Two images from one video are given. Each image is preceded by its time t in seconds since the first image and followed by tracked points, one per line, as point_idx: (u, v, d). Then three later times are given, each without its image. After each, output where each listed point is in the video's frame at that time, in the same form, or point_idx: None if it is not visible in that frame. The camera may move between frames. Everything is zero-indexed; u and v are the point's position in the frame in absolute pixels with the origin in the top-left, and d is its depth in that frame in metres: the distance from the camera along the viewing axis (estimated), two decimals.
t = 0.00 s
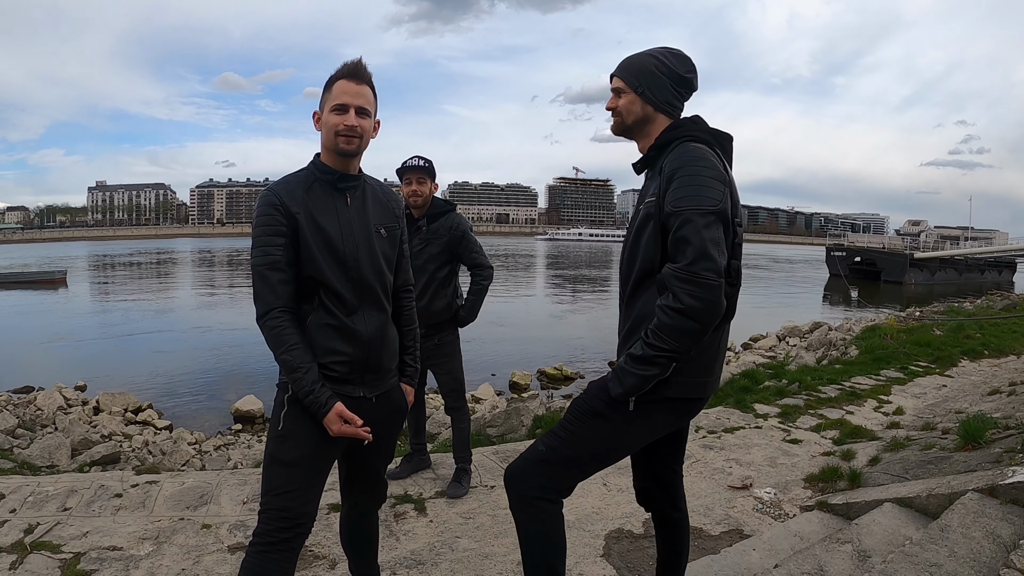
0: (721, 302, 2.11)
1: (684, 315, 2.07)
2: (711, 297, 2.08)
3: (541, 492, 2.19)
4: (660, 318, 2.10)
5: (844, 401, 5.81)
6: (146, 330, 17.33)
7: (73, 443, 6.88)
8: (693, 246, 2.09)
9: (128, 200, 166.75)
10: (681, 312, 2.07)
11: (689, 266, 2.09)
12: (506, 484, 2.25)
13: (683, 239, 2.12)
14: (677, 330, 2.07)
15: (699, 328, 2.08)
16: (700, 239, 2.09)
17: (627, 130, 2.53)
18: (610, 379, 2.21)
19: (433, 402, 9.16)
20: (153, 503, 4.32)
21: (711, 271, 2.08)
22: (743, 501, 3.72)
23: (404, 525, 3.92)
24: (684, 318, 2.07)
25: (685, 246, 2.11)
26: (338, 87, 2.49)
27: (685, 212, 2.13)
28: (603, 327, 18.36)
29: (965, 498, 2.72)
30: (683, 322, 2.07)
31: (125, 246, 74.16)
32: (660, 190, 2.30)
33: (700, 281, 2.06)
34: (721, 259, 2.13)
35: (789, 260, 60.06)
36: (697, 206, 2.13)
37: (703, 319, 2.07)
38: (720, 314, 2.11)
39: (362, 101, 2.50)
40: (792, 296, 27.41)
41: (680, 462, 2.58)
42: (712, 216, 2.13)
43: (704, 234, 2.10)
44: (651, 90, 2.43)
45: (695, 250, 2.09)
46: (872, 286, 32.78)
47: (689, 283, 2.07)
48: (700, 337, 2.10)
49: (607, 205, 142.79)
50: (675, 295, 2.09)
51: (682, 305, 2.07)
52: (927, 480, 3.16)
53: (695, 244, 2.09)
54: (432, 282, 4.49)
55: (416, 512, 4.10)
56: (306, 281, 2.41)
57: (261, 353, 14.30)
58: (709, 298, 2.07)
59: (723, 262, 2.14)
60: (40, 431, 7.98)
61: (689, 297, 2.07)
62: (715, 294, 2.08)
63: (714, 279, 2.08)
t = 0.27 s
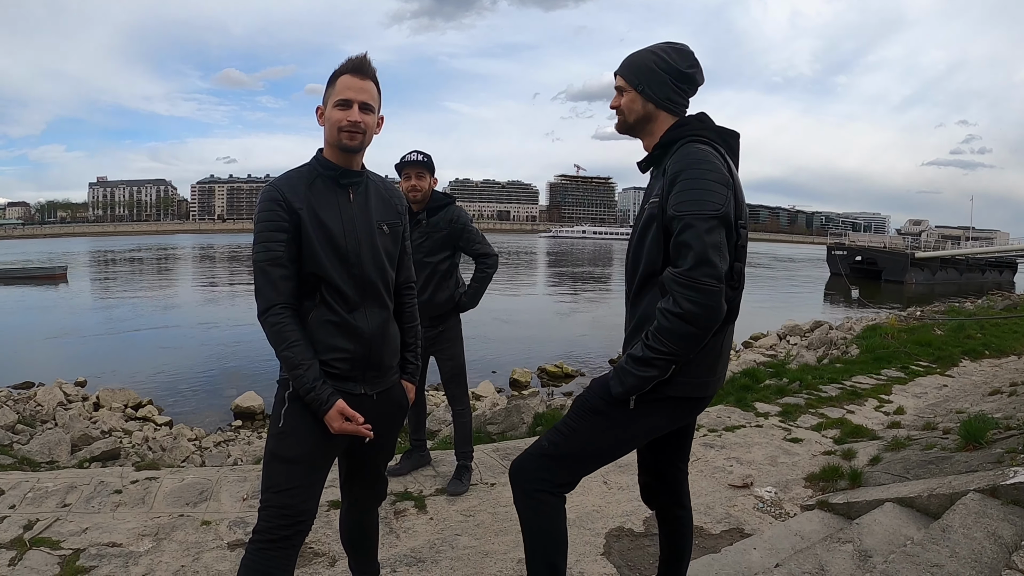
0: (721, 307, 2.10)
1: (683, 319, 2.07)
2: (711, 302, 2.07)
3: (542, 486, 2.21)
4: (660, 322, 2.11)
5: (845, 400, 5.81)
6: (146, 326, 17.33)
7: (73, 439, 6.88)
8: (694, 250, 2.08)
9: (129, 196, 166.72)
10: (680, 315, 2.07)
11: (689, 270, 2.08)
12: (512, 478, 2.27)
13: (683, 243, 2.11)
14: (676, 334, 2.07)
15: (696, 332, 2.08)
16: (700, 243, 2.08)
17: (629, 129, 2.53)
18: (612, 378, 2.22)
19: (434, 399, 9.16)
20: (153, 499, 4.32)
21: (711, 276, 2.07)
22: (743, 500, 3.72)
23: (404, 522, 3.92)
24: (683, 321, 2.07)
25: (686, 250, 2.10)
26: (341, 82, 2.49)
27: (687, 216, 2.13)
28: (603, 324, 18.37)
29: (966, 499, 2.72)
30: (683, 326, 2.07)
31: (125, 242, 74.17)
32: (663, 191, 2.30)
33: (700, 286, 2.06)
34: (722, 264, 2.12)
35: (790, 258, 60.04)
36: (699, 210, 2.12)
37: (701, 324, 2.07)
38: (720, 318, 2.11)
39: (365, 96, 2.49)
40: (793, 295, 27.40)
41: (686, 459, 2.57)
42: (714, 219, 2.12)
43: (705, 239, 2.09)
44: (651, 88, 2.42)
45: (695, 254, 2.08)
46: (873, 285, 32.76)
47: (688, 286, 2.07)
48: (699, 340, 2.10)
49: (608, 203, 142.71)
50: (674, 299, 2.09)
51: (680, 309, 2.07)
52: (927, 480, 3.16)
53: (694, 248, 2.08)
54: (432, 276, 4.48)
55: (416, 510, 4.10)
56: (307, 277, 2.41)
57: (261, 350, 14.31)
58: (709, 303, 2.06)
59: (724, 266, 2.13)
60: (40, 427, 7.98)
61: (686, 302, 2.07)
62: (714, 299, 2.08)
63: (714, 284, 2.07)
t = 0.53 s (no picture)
0: (740, 304, 2.11)
1: (705, 316, 2.07)
2: (732, 298, 2.08)
3: (563, 488, 2.18)
4: (680, 318, 2.10)
5: (846, 399, 5.80)
6: (147, 323, 17.34)
7: (74, 435, 6.89)
8: (717, 249, 2.09)
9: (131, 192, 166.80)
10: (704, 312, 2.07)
11: (713, 267, 2.08)
12: (525, 480, 2.23)
13: (705, 241, 2.11)
14: (699, 330, 2.07)
15: (718, 328, 2.08)
16: (722, 241, 2.09)
17: (640, 128, 2.51)
18: (628, 376, 2.20)
19: (434, 396, 9.16)
20: (153, 495, 4.32)
21: (734, 273, 2.09)
22: (744, 499, 3.72)
23: (404, 519, 3.92)
24: (705, 318, 2.07)
25: (708, 247, 2.10)
26: (345, 78, 2.47)
27: (708, 214, 2.12)
28: (604, 322, 18.36)
29: (967, 499, 2.71)
30: (705, 322, 2.07)
31: (126, 238, 74.23)
32: (677, 188, 2.29)
33: (724, 283, 2.07)
34: (741, 261, 2.14)
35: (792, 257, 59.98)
36: (719, 208, 2.13)
37: (724, 320, 2.08)
38: (739, 316, 2.12)
39: (369, 92, 2.48)
40: (794, 294, 27.37)
41: (686, 458, 2.57)
42: (732, 218, 2.13)
43: (727, 237, 2.10)
44: (660, 87, 2.41)
45: (718, 252, 2.09)
46: (874, 285, 32.70)
47: (712, 283, 2.07)
48: (719, 337, 2.10)
49: (609, 201, 142.61)
50: (696, 295, 2.09)
51: (705, 305, 2.07)
52: (928, 480, 3.15)
53: (718, 246, 2.09)
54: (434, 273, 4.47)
55: (416, 507, 4.09)
56: (309, 274, 2.40)
57: (262, 346, 14.31)
58: (731, 299, 2.08)
59: (743, 263, 2.15)
60: (40, 423, 7.99)
61: (714, 298, 2.07)
62: (735, 296, 2.09)
63: (736, 280, 2.09)
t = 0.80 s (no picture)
0: (751, 300, 2.14)
1: (719, 312, 2.09)
2: (744, 293, 2.11)
3: (576, 490, 2.16)
4: (693, 315, 2.11)
5: (846, 399, 5.80)
6: (149, 322, 17.36)
7: (75, 433, 6.90)
8: (728, 246, 2.10)
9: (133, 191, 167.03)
10: (717, 308, 2.08)
11: (726, 264, 2.10)
12: (538, 483, 2.20)
13: (717, 238, 2.12)
14: (713, 326, 2.08)
15: (731, 323, 2.10)
16: (736, 238, 2.11)
17: (645, 127, 2.50)
18: (640, 375, 2.20)
19: (435, 396, 9.17)
20: (154, 493, 4.33)
21: (746, 269, 2.11)
22: (743, 499, 3.72)
23: (403, 518, 3.92)
24: (719, 313, 2.09)
25: (720, 245, 2.12)
26: (347, 78, 2.47)
27: (719, 212, 2.13)
28: (605, 322, 18.36)
29: (966, 500, 2.71)
30: (718, 318, 2.08)
31: (128, 236, 74.33)
32: (684, 187, 2.29)
33: (736, 279, 2.09)
34: (751, 257, 2.16)
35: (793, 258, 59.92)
36: (730, 206, 2.14)
37: (738, 316, 2.10)
38: (750, 311, 2.14)
39: (370, 92, 2.48)
40: (795, 294, 27.35)
41: (681, 456, 2.58)
42: (743, 215, 2.16)
43: (739, 234, 2.12)
44: (669, 88, 2.41)
45: (731, 249, 2.10)
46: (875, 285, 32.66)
47: (724, 279, 2.09)
48: (731, 333, 2.12)
49: (610, 201, 142.55)
50: (710, 291, 2.10)
51: (720, 302, 2.08)
52: (928, 481, 3.14)
53: (731, 243, 2.10)
54: (434, 273, 4.48)
55: (416, 505, 4.09)
56: (308, 273, 2.40)
57: (263, 345, 14.32)
58: (742, 294, 2.10)
59: (753, 259, 2.18)
60: (41, 421, 8.00)
61: (728, 294, 2.09)
62: (746, 291, 2.11)
63: (748, 276, 2.11)
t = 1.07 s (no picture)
0: (756, 298, 2.13)
1: (725, 310, 2.08)
2: (751, 292, 2.10)
3: (583, 494, 2.15)
4: (699, 314, 2.11)
5: (849, 401, 5.78)
6: (152, 322, 17.41)
7: (78, 433, 6.92)
8: (735, 245, 2.09)
9: (138, 192, 167.61)
10: (723, 306, 2.08)
11: (732, 263, 2.09)
12: (543, 486, 2.18)
13: (723, 237, 2.11)
14: (719, 325, 2.08)
15: (738, 322, 2.09)
16: (742, 236, 2.10)
17: (648, 128, 2.48)
18: (646, 376, 2.19)
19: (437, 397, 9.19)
20: (156, 493, 4.33)
21: (753, 267, 2.10)
22: (745, 501, 3.70)
23: (404, 519, 3.92)
24: (726, 312, 2.08)
25: (726, 243, 2.11)
26: (345, 79, 2.48)
27: (725, 211, 2.12)
28: (608, 323, 18.35)
29: (968, 502, 2.69)
30: (725, 317, 2.08)
31: (132, 237, 74.62)
32: (686, 186, 2.29)
33: (743, 276, 2.08)
34: (756, 256, 2.16)
35: (797, 259, 59.81)
36: (735, 205, 2.13)
37: (743, 314, 2.09)
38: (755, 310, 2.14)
39: (369, 93, 2.48)
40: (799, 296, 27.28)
41: (679, 457, 2.57)
42: (748, 214, 2.15)
43: (745, 233, 2.11)
44: (674, 89, 2.41)
45: (738, 248, 2.09)
46: (879, 287, 32.56)
47: (731, 277, 2.08)
48: (736, 332, 2.12)
49: (614, 202, 142.49)
50: (717, 290, 2.10)
51: (726, 299, 2.08)
52: (930, 483, 3.13)
53: (737, 241, 2.10)
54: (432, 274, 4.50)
55: (417, 506, 4.09)
56: (312, 272, 2.40)
57: (266, 346, 14.36)
58: (748, 293, 2.09)
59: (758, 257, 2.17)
60: (44, 420, 8.03)
61: (734, 291, 2.08)
62: (752, 289, 2.10)
63: (754, 274, 2.11)
